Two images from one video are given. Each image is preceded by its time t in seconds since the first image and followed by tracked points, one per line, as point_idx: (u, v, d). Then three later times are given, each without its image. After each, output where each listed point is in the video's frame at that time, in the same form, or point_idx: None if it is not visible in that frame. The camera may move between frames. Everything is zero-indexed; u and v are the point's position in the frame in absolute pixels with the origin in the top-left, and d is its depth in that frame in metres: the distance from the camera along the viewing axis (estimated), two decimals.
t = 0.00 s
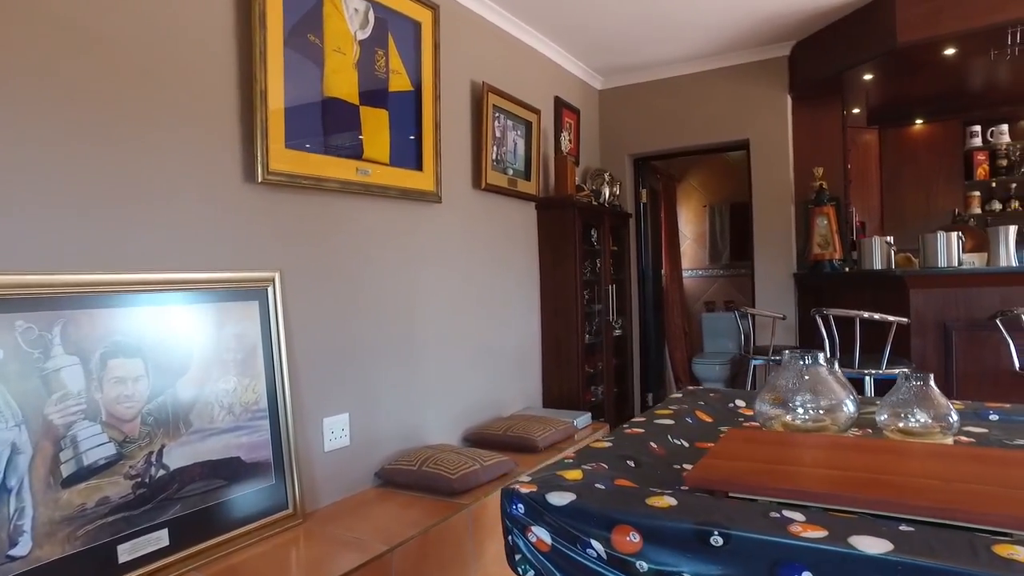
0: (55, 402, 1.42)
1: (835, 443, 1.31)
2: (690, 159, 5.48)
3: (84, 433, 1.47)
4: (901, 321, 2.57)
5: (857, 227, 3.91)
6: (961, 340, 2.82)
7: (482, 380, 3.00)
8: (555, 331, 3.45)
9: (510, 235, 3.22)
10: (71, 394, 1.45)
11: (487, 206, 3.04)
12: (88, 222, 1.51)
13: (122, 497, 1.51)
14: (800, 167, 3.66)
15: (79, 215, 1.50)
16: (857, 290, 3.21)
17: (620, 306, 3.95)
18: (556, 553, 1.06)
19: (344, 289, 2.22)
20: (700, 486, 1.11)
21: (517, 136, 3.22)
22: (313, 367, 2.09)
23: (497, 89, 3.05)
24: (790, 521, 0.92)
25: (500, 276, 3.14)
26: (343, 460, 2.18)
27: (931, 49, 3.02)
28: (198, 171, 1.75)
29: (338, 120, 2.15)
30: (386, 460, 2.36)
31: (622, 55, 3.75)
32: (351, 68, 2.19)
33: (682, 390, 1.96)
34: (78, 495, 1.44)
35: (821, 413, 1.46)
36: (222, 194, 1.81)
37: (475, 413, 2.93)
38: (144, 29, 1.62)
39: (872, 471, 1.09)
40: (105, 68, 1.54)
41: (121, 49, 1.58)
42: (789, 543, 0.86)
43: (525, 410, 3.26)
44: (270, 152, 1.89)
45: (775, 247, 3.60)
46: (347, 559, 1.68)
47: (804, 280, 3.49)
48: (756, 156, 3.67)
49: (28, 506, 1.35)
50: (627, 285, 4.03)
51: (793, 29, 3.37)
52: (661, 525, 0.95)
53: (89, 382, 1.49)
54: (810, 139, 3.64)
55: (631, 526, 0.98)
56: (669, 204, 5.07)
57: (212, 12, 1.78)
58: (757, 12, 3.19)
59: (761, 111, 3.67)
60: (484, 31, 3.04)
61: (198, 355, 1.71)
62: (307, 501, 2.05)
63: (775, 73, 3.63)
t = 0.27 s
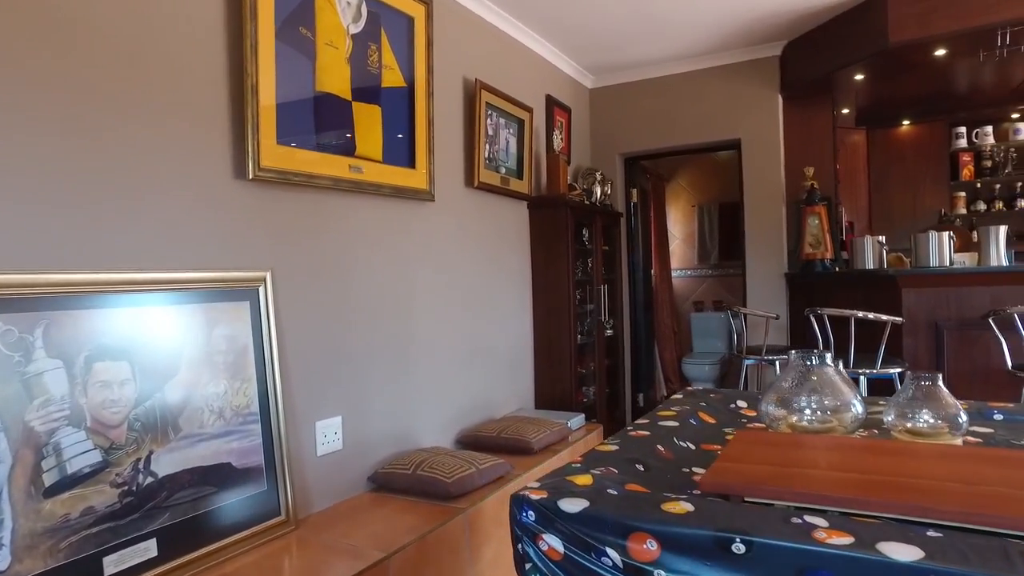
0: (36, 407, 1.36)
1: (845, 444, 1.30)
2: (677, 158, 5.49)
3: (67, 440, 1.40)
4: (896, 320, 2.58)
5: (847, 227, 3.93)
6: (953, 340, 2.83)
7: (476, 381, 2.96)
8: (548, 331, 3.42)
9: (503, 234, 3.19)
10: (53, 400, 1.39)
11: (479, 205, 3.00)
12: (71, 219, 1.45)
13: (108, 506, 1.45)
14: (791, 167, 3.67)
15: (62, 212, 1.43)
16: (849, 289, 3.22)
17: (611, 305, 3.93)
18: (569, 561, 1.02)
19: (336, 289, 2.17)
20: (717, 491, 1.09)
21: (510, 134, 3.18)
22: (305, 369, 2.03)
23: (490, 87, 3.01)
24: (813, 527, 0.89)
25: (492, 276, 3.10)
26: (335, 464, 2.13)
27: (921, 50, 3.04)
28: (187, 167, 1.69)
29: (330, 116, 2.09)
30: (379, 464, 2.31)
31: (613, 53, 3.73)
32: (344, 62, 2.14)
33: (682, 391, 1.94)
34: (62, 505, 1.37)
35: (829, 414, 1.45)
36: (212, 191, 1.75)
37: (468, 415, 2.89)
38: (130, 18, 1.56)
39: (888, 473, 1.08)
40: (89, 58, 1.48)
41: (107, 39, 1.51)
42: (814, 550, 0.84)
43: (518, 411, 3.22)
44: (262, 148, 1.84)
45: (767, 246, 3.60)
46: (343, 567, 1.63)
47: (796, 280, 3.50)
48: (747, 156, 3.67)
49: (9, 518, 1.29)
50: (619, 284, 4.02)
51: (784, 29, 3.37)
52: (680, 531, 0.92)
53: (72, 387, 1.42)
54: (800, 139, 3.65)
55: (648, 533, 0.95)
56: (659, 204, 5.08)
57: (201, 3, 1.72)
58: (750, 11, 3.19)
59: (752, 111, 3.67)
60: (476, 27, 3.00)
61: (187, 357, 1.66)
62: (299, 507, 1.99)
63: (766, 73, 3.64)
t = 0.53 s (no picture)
0: (15, 415, 1.29)
1: (853, 446, 1.28)
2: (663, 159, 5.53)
3: (48, 449, 1.34)
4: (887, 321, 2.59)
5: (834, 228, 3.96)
6: (941, 340, 2.86)
7: (467, 384, 2.92)
8: (538, 332, 3.39)
9: (493, 234, 3.15)
10: (33, 407, 1.32)
11: (470, 204, 2.96)
12: (54, 217, 1.38)
13: (92, 518, 1.39)
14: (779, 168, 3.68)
15: (44, 209, 1.37)
16: (838, 290, 3.24)
17: (601, 306, 3.92)
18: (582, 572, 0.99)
19: (327, 291, 2.12)
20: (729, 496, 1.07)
21: (500, 133, 3.15)
22: (295, 373, 1.98)
23: (481, 85, 2.98)
24: (836, 534, 0.87)
25: (483, 277, 3.06)
26: (327, 469, 2.08)
27: (909, 52, 3.06)
28: (174, 164, 1.63)
29: (321, 113, 2.04)
30: (370, 469, 2.26)
31: (603, 52, 3.72)
32: (336, 58, 2.09)
33: (681, 392, 1.93)
34: (43, 518, 1.31)
35: (833, 416, 1.44)
36: (200, 188, 1.69)
37: (459, 418, 2.85)
38: (116, 9, 1.50)
39: (897, 476, 1.07)
40: (73, 49, 1.42)
41: (91, 30, 1.45)
42: (840, 559, 0.82)
43: (508, 413, 3.19)
44: (252, 144, 1.78)
45: (756, 247, 3.62)
46: None
47: (785, 281, 3.51)
48: (736, 157, 3.68)
49: None
50: (608, 285, 4.01)
51: (774, 30, 3.38)
52: (700, 541, 0.89)
53: (54, 393, 1.36)
54: (789, 141, 3.67)
55: (666, 543, 0.92)
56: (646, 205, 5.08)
57: None
58: (741, 11, 3.19)
59: (741, 111, 3.68)
60: (467, 25, 2.97)
61: (175, 361, 1.60)
62: (290, 515, 1.94)
63: (755, 74, 3.65)
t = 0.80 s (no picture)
0: None
1: (860, 449, 1.27)
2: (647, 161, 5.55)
3: (27, 460, 1.27)
4: (876, 321, 2.61)
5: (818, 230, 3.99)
6: (927, 340, 2.88)
7: (456, 387, 2.88)
8: (527, 334, 3.36)
9: (482, 235, 3.11)
10: (11, 416, 1.26)
11: (459, 205, 2.92)
12: (32, 216, 1.31)
13: (73, 532, 1.32)
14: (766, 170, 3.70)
15: (21, 207, 1.29)
16: (825, 290, 3.26)
17: (589, 307, 3.91)
18: None
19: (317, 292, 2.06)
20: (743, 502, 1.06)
21: (489, 133, 3.11)
22: (284, 377, 1.92)
23: (471, 84, 2.94)
24: (861, 542, 0.85)
25: (472, 278, 3.03)
26: (316, 476, 2.02)
27: (895, 56, 3.09)
28: (159, 162, 1.56)
29: (311, 110, 1.99)
30: (360, 475, 2.21)
31: (591, 52, 3.70)
32: (325, 54, 2.03)
33: (678, 395, 1.91)
34: (21, 533, 1.24)
35: (836, 418, 1.44)
36: (187, 187, 1.63)
37: (449, 421, 2.81)
38: None
39: (911, 478, 1.07)
40: (52, 39, 1.35)
41: (72, 19, 1.38)
42: (868, 567, 0.80)
43: (498, 416, 3.15)
44: (240, 141, 1.72)
45: (742, 248, 3.64)
46: None
47: (772, 282, 3.54)
48: (723, 158, 3.70)
49: None
50: (596, 286, 3.99)
51: (761, 32, 3.40)
52: (721, 551, 0.87)
53: (32, 401, 1.29)
54: (775, 142, 3.69)
55: (685, 553, 0.89)
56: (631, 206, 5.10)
57: None
58: (729, 13, 3.19)
59: (728, 113, 3.70)
60: (456, 23, 2.93)
61: (161, 366, 1.54)
62: (279, 524, 1.88)
63: (742, 76, 3.66)
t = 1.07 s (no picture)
0: None
1: (864, 448, 1.27)
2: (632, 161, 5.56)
3: (5, 469, 1.21)
4: (865, 321, 2.63)
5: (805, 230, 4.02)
6: (913, 340, 2.91)
7: (446, 388, 2.84)
8: (516, 335, 3.34)
9: (471, 234, 3.08)
10: None
11: (449, 204, 2.89)
12: (11, 214, 1.26)
13: (55, 543, 1.27)
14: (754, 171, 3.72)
15: None
16: (812, 290, 3.26)
17: (577, 307, 3.89)
18: None
19: (306, 293, 2.02)
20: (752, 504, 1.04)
21: (478, 131, 3.08)
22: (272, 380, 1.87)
23: (460, 82, 2.91)
24: (878, 545, 0.83)
25: (462, 278, 2.99)
26: (305, 481, 1.98)
27: (881, 58, 3.12)
28: (144, 158, 1.51)
29: (300, 106, 1.94)
30: (350, 479, 2.17)
31: (580, 52, 3.69)
32: (314, 50, 1.99)
33: (674, 396, 1.90)
34: None
35: (837, 417, 1.43)
36: (174, 184, 1.58)
37: (439, 424, 2.77)
38: None
39: (917, 478, 1.06)
40: (33, 29, 1.29)
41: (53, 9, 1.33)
42: (887, 571, 0.78)
43: (487, 418, 3.12)
44: (228, 137, 1.67)
45: (730, 249, 3.66)
46: None
47: (759, 282, 3.55)
48: (711, 159, 3.71)
49: None
50: (584, 287, 3.98)
51: (749, 33, 3.41)
52: (736, 556, 0.85)
53: (11, 407, 1.23)
54: (762, 143, 3.71)
55: (699, 559, 0.87)
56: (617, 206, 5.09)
57: None
58: (718, 14, 3.20)
59: (716, 113, 3.71)
60: (446, 20, 2.90)
61: (146, 369, 1.49)
62: (267, 531, 1.83)
63: (730, 77, 3.68)
